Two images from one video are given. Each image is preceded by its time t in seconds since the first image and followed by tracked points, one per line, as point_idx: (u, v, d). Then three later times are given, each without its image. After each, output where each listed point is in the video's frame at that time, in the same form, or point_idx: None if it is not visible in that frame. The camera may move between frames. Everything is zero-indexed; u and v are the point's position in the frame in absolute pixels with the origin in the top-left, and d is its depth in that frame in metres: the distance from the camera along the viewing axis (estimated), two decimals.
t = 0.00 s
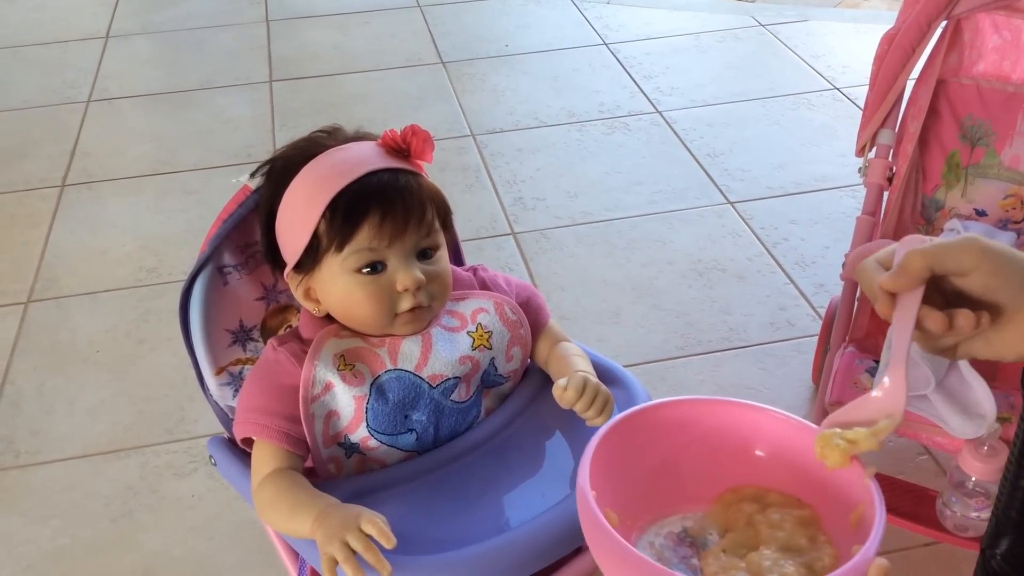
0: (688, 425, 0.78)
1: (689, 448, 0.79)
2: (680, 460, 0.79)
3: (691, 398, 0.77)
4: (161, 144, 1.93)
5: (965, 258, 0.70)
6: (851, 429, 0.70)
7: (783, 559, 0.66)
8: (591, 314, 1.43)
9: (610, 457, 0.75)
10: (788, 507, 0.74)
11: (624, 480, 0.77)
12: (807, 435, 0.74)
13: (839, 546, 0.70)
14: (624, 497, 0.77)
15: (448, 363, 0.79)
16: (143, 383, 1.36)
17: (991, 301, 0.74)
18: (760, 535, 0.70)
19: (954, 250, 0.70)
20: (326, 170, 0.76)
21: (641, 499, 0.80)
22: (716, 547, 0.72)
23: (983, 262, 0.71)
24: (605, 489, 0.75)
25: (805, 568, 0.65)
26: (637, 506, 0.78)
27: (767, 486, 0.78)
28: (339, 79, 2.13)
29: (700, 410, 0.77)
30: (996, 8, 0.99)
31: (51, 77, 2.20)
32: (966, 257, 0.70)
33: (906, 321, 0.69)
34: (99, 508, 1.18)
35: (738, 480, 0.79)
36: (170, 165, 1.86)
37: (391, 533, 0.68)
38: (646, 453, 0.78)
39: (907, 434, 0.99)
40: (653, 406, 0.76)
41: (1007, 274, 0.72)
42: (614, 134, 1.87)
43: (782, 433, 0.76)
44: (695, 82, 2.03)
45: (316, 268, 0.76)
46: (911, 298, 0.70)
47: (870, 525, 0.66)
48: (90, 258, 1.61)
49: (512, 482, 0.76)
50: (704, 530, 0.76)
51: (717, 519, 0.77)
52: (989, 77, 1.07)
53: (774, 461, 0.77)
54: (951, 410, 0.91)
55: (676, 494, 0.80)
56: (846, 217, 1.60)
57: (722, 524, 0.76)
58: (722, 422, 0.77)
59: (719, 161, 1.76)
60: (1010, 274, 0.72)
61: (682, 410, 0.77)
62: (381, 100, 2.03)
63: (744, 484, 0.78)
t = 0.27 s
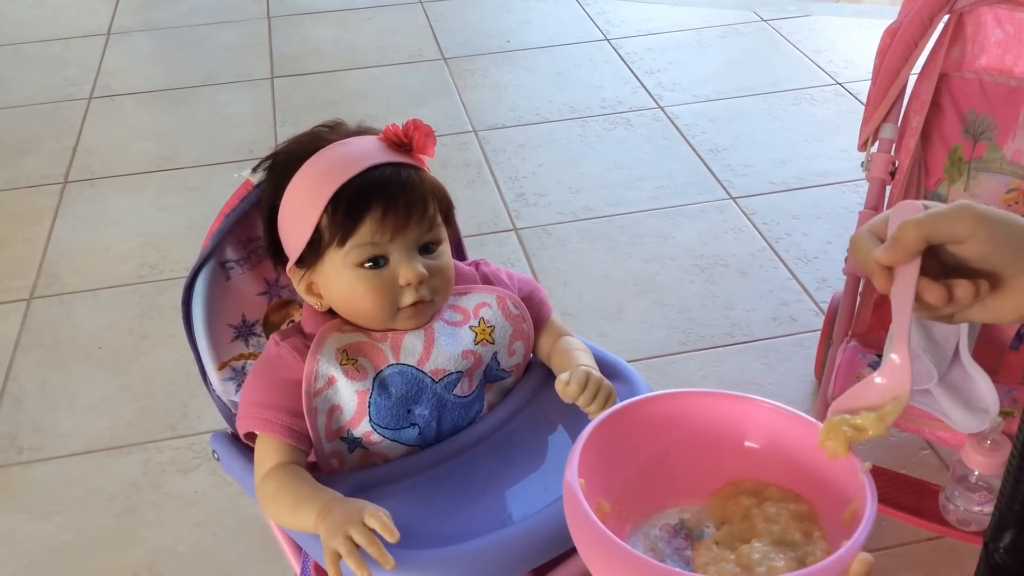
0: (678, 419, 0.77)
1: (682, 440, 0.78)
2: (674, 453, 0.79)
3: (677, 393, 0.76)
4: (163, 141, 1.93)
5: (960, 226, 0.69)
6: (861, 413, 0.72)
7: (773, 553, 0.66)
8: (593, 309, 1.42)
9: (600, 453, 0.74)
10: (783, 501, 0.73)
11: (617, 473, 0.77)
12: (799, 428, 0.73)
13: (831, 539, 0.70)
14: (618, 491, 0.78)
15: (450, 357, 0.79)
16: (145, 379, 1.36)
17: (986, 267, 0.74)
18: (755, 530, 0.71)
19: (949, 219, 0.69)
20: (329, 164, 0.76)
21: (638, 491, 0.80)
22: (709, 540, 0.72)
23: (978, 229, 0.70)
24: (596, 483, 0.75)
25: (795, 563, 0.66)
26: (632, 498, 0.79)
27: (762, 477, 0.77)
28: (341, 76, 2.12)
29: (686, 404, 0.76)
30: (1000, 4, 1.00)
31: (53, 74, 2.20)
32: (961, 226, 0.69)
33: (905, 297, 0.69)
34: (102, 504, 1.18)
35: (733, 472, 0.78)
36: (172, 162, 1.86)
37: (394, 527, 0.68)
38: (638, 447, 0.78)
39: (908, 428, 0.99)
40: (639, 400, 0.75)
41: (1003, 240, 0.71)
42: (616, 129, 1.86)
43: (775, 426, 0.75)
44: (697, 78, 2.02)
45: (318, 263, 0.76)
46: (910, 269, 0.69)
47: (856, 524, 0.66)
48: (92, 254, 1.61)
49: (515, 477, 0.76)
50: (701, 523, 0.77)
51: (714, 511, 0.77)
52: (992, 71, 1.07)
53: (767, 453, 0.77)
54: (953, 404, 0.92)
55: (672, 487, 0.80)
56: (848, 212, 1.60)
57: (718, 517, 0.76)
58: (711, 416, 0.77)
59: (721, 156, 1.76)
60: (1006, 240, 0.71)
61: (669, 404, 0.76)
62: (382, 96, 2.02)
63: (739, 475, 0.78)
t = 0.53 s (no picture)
0: (697, 410, 0.78)
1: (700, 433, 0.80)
2: (694, 444, 0.80)
3: (696, 384, 0.77)
4: (167, 138, 1.93)
5: (972, 205, 0.68)
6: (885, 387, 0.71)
7: (792, 547, 0.67)
8: (597, 306, 1.43)
9: (619, 445, 0.76)
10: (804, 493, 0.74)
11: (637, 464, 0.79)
12: (820, 417, 0.74)
13: (852, 533, 0.71)
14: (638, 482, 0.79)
15: (455, 353, 0.79)
16: (150, 376, 1.37)
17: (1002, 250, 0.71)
18: (775, 522, 0.72)
19: (960, 199, 0.68)
20: (334, 160, 0.76)
21: (656, 483, 0.81)
22: (729, 532, 0.73)
23: (991, 209, 0.68)
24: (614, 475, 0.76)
25: (814, 558, 0.67)
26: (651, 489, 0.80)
27: (783, 467, 0.78)
28: (344, 72, 2.13)
29: (707, 396, 0.77)
30: None
31: (56, 72, 2.21)
32: (973, 205, 0.68)
33: (923, 274, 0.66)
34: (107, 501, 1.19)
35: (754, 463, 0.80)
36: (175, 159, 1.86)
37: (400, 523, 0.68)
38: (658, 438, 0.79)
39: (913, 423, 0.99)
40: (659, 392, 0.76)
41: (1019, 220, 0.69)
42: (620, 125, 1.86)
43: (794, 418, 0.76)
44: (701, 74, 2.02)
45: (324, 259, 0.77)
46: (925, 246, 0.67)
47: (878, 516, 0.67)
48: (96, 251, 1.61)
49: (520, 472, 0.76)
50: (721, 514, 0.78)
51: (735, 502, 0.78)
52: (997, 66, 1.06)
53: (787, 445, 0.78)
54: (958, 399, 0.92)
55: (692, 477, 0.82)
56: (852, 208, 1.60)
57: (738, 508, 0.77)
58: (731, 408, 0.78)
59: (725, 152, 1.76)
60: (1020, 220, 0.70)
61: (688, 396, 0.77)
62: (386, 93, 2.02)
63: (757, 466, 0.79)
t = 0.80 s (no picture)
0: (730, 398, 0.79)
1: (728, 422, 0.81)
2: (725, 431, 0.81)
3: (729, 372, 0.77)
4: (169, 135, 1.93)
5: (972, 185, 0.67)
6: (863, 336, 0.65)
7: (821, 540, 0.68)
8: (600, 302, 1.43)
9: (650, 432, 0.77)
10: (836, 483, 0.75)
11: (669, 451, 0.80)
12: (852, 406, 0.76)
13: (883, 525, 0.72)
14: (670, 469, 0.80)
15: (460, 349, 0.79)
16: (154, 373, 1.37)
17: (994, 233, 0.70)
18: (804, 512, 0.73)
19: (961, 176, 0.66)
20: (338, 157, 0.76)
21: (686, 472, 0.82)
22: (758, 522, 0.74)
23: (990, 191, 0.67)
24: (645, 462, 0.77)
25: (843, 552, 0.67)
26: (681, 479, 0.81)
27: (814, 456, 0.79)
28: (347, 69, 2.12)
29: (741, 384, 0.78)
30: None
31: (59, 69, 2.21)
32: (973, 185, 0.67)
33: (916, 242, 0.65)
34: (111, 498, 1.19)
35: (785, 451, 0.81)
36: (178, 156, 1.86)
37: (405, 519, 0.68)
38: (690, 425, 0.80)
39: (918, 420, 1.00)
40: (691, 380, 0.77)
41: (1015, 204, 0.69)
42: (623, 122, 1.86)
43: (824, 407, 0.77)
44: (703, 70, 2.02)
45: (328, 256, 0.77)
46: (919, 222, 0.66)
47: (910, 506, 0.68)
48: (99, 248, 1.62)
49: (525, 469, 0.76)
50: (751, 502, 0.80)
51: (765, 490, 0.79)
52: (1000, 62, 1.07)
53: (819, 434, 0.79)
54: (963, 395, 0.93)
55: (723, 464, 0.83)
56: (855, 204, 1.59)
57: (768, 497, 0.79)
58: (765, 396, 0.79)
59: (728, 149, 1.76)
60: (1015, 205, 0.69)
61: (717, 387, 0.79)
62: (389, 90, 2.02)
63: (787, 455, 0.81)
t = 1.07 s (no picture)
0: (738, 398, 0.79)
1: (731, 424, 0.80)
2: (728, 432, 0.81)
3: (737, 373, 0.78)
4: (171, 133, 1.93)
5: (911, 192, 0.67)
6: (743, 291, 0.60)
7: (822, 548, 0.67)
8: (602, 300, 1.42)
9: (658, 428, 0.76)
10: (836, 487, 0.75)
11: (671, 450, 0.79)
12: (855, 410, 0.76)
13: (883, 532, 0.72)
14: (671, 468, 0.79)
15: (462, 347, 0.79)
16: (156, 371, 1.37)
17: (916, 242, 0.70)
18: (805, 516, 0.72)
19: (902, 180, 0.66)
20: (339, 154, 0.76)
21: (686, 475, 0.81)
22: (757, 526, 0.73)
23: (928, 202, 0.67)
24: (649, 460, 0.76)
25: (842, 559, 0.67)
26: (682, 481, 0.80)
27: (815, 459, 0.79)
28: (349, 67, 2.12)
29: (746, 385, 0.78)
30: None
31: (61, 67, 2.21)
32: (913, 191, 0.67)
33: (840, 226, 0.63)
34: (113, 495, 1.19)
35: (785, 456, 0.80)
36: (180, 154, 1.86)
37: (407, 517, 0.68)
38: (694, 424, 0.79)
39: (919, 418, 0.98)
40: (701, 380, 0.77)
41: (945, 218, 0.68)
42: (625, 120, 1.86)
43: (828, 410, 0.77)
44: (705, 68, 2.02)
45: (331, 253, 0.77)
46: (852, 210, 0.65)
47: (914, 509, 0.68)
48: (101, 246, 1.62)
49: (527, 466, 0.76)
50: (750, 506, 0.78)
51: (764, 494, 0.78)
52: (1003, 59, 1.07)
53: (821, 438, 0.78)
54: (965, 393, 0.93)
55: (722, 467, 0.82)
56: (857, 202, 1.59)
57: (768, 500, 0.77)
58: (768, 397, 0.79)
59: (730, 146, 1.76)
60: (948, 219, 0.69)
61: (722, 388, 0.79)
62: (390, 88, 2.02)
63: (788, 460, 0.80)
